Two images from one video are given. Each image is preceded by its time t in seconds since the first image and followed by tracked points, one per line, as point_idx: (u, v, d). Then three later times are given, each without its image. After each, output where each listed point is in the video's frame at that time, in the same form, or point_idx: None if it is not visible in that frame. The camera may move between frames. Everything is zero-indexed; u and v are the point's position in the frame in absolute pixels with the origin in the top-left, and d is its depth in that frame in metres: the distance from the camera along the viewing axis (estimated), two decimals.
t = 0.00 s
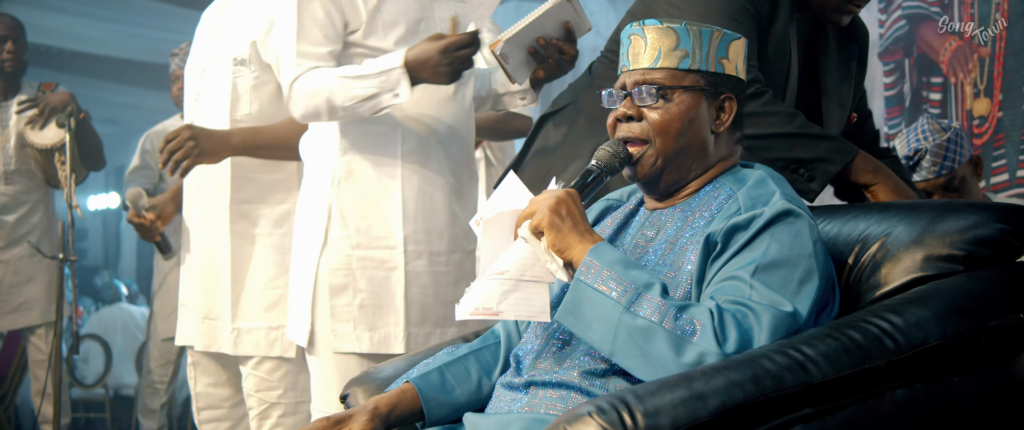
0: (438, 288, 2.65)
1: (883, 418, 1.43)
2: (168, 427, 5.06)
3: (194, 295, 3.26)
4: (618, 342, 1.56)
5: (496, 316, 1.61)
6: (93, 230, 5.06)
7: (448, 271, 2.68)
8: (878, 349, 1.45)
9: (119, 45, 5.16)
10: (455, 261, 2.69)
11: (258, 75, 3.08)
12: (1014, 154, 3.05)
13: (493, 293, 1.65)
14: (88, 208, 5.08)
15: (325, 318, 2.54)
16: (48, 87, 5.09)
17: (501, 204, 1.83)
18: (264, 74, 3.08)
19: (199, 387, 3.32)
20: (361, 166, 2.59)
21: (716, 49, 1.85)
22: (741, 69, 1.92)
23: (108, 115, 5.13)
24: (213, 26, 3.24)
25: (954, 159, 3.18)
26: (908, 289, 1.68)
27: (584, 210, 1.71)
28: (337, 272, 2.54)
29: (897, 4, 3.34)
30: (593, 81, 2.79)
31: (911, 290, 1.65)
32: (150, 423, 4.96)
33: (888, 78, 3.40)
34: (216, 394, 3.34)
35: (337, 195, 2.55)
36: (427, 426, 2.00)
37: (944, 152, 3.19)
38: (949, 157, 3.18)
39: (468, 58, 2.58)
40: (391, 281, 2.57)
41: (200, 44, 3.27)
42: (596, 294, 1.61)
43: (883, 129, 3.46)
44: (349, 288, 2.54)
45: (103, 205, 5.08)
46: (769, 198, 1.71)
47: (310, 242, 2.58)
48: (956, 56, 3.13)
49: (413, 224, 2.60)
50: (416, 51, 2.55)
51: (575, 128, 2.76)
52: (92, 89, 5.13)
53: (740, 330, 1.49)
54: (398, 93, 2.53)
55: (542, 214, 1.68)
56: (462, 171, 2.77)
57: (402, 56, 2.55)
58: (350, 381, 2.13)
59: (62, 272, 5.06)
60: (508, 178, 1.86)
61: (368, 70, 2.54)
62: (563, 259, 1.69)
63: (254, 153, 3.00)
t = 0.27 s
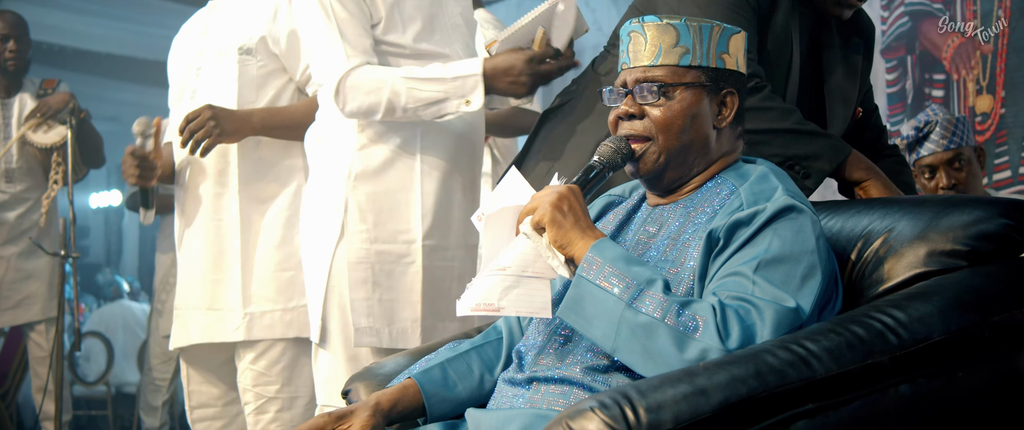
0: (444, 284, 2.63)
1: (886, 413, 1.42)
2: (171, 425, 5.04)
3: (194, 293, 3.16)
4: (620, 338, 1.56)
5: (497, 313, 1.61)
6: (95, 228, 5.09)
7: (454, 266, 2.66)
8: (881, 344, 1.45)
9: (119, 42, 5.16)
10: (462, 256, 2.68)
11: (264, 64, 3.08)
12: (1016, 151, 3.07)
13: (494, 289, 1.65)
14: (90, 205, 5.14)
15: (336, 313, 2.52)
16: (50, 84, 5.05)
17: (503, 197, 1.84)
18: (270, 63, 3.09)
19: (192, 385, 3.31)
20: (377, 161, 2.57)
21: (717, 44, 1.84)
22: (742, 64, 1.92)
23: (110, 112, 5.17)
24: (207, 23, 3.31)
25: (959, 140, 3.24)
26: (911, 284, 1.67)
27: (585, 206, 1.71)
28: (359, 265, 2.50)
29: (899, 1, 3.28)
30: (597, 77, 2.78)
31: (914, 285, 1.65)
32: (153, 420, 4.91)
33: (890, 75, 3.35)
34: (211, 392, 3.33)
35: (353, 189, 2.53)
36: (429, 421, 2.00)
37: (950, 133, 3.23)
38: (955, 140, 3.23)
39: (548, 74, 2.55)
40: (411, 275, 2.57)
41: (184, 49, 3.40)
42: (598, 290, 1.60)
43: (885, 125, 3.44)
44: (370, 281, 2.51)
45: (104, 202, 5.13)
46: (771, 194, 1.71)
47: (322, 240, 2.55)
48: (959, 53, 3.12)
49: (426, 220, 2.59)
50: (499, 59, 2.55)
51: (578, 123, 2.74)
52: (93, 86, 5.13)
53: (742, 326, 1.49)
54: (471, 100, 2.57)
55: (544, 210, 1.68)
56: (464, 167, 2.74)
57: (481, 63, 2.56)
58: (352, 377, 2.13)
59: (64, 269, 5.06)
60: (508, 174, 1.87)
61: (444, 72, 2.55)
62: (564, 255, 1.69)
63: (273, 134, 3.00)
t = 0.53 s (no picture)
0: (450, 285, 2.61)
1: (888, 414, 1.42)
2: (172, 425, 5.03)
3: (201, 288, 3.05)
4: (622, 339, 1.56)
5: (499, 314, 1.61)
6: (97, 228, 5.18)
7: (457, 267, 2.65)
8: (883, 345, 1.45)
9: (121, 43, 5.17)
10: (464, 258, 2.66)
11: (280, 58, 3.04)
12: (1018, 152, 3.08)
13: (496, 291, 1.65)
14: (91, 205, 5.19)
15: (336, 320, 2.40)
16: (52, 84, 5.05)
17: (505, 200, 1.85)
18: (285, 57, 3.05)
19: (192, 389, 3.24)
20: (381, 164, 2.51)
21: (717, 45, 1.84)
22: (742, 65, 1.92)
23: (110, 113, 5.13)
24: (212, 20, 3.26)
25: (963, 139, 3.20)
26: (913, 285, 1.67)
27: (587, 207, 1.71)
28: (362, 270, 2.43)
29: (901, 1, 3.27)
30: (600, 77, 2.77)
31: (916, 286, 1.65)
32: (153, 420, 4.88)
33: (893, 75, 3.35)
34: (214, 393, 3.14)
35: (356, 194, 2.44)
36: (430, 423, 2.00)
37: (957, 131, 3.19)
38: (961, 137, 3.19)
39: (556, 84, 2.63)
40: (412, 281, 2.52)
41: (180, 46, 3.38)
42: (600, 292, 1.60)
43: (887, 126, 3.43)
44: (373, 288, 2.45)
45: (107, 202, 5.17)
46: (773, 195, 1.71)
47: (320, 245, 2.45)
48: (961, 53, 3.12)
49: (431, 224, 2.55)
50: (509, 69, 2.59)
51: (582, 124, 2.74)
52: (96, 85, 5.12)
53: (744, 327, 1.49)
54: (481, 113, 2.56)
55: (546, 211, 1.68)
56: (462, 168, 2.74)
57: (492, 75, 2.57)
58: (353, 378, 2.12)
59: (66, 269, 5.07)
60: (510, 176, 1.88)
61: (452, 85, 2.53)
62: (566, 256, 1.69)
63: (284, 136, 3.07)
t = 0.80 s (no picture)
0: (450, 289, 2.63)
1: (889, 418, 1.42)
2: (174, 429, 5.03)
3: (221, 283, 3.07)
4: (623, 343, 1.56)
5: (501, 318, 1.62)
6: (99, 233, 5.20)
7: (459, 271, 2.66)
8: (884, 349, 1.45)
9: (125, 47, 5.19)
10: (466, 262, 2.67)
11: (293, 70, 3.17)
12: (1021, 155, 3.08)
13: (498, 294, 1.65)
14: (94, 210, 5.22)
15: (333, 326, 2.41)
16: (54, 90, 5.04)
17: (508, 204, 1.86)
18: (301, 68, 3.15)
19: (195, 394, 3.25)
20: (376, 170, 2.50)
21: (719, 49, 1.85)
22: (745, 68, 1.92)
23: (113, 117, 5.14)
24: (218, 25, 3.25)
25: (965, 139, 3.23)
26: (914, 289, 1.67)
27: (589, 211, 1.72)
28: (359, 278, 2.43)
29: (903, 4, 3.28)
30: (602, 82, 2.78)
31: (917, 290, 1.65)
32: (156, 425, 4.88)
33: (894, 78, 3.34)
34: (223, 395, 3.13)
35: (350, 200, 2.43)
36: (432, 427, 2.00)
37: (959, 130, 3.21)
38: (963, 138, 3.22)
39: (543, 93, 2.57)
40: (412, 288, 2.53)
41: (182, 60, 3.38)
42: (601, 295, 1.61)
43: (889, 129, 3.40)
44: (371, 296, 2.45)
45: (109, 206, 5.18)
46: (774, 198, 1.71)
47: (314, 251, 2.43)
48: (963, 56, 3.12)
49: (426, 230, 2.56)
50: (493, 79, 2.51)
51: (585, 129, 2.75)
52: (98, 90, 5.14)
53: (746, 331, 1.49)
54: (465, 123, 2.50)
55: (548, 215, 1.68)
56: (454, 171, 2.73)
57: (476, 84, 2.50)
58: (355, 383, 2.13)
59: (68, 273, 5.08)
60: (514, 178, 1.89)
61: (435, 96, 2.47)
62: (568, 260, 1.69)
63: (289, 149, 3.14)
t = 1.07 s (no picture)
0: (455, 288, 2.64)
1: (895, 419, 1.42)
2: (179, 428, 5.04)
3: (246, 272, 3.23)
4: (629, 343, 1.56)
5: (506, 318, 1.62)
6: (104, 233, 5.16)
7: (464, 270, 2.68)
8: (890, 349, 1.45)
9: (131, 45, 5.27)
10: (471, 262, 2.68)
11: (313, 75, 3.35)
12: None
13: (503, 295, 1.65)
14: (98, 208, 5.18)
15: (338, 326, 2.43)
16: (59, 88, 5.06)
17: (515, 204, 1.86)
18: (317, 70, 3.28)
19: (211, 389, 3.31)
20: (376, 170, 2.50)
21: (723, 49, 1.85)
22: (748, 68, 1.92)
23: (117, 116, 5.15)
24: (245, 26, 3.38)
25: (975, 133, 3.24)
26: (920, 289, 1.67)
27: (594, 211, 1.72)
28: (360, 280, 2.44)
29: (908, 4, 3.27)
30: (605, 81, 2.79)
31: (923, 291, 1.65)
32: (161, 423, 4.90)
33: (899, 79, 3.32)
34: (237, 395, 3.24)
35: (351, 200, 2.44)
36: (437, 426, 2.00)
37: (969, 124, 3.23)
38: (972, 132, 3.24)
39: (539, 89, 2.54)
40: (412, 287, 2.53)
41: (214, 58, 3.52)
42: (607, 296, 1.61)
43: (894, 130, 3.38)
44: (371, 297, 2.45)
45: (113, 205, 5.17)
46: (779, 199, 1.71)
47: (314, 250, 2.44)
48: (968, 57, 3.13)
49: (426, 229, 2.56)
50: (488, 78, 2.49)
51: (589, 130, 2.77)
52: (103, 89, 5.16)
53: (751, 331, 1.49)
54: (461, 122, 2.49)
55: (553, 216, 1.68)
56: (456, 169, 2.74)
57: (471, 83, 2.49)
58: (361, 382, 2.13)
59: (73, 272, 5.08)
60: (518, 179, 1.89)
61: (430, 95, 2.46)
62: (573, 261, 1.69)
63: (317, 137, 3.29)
